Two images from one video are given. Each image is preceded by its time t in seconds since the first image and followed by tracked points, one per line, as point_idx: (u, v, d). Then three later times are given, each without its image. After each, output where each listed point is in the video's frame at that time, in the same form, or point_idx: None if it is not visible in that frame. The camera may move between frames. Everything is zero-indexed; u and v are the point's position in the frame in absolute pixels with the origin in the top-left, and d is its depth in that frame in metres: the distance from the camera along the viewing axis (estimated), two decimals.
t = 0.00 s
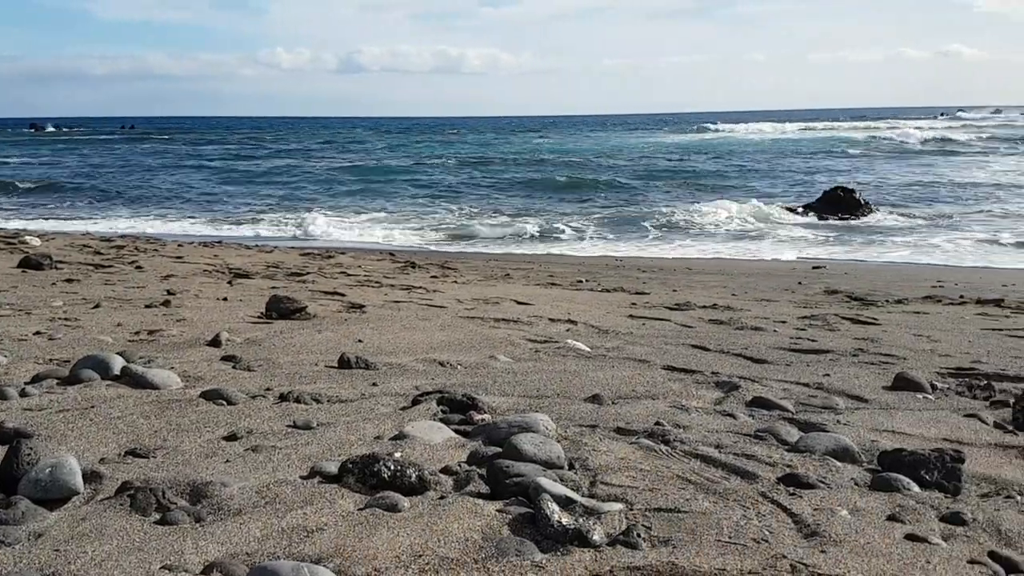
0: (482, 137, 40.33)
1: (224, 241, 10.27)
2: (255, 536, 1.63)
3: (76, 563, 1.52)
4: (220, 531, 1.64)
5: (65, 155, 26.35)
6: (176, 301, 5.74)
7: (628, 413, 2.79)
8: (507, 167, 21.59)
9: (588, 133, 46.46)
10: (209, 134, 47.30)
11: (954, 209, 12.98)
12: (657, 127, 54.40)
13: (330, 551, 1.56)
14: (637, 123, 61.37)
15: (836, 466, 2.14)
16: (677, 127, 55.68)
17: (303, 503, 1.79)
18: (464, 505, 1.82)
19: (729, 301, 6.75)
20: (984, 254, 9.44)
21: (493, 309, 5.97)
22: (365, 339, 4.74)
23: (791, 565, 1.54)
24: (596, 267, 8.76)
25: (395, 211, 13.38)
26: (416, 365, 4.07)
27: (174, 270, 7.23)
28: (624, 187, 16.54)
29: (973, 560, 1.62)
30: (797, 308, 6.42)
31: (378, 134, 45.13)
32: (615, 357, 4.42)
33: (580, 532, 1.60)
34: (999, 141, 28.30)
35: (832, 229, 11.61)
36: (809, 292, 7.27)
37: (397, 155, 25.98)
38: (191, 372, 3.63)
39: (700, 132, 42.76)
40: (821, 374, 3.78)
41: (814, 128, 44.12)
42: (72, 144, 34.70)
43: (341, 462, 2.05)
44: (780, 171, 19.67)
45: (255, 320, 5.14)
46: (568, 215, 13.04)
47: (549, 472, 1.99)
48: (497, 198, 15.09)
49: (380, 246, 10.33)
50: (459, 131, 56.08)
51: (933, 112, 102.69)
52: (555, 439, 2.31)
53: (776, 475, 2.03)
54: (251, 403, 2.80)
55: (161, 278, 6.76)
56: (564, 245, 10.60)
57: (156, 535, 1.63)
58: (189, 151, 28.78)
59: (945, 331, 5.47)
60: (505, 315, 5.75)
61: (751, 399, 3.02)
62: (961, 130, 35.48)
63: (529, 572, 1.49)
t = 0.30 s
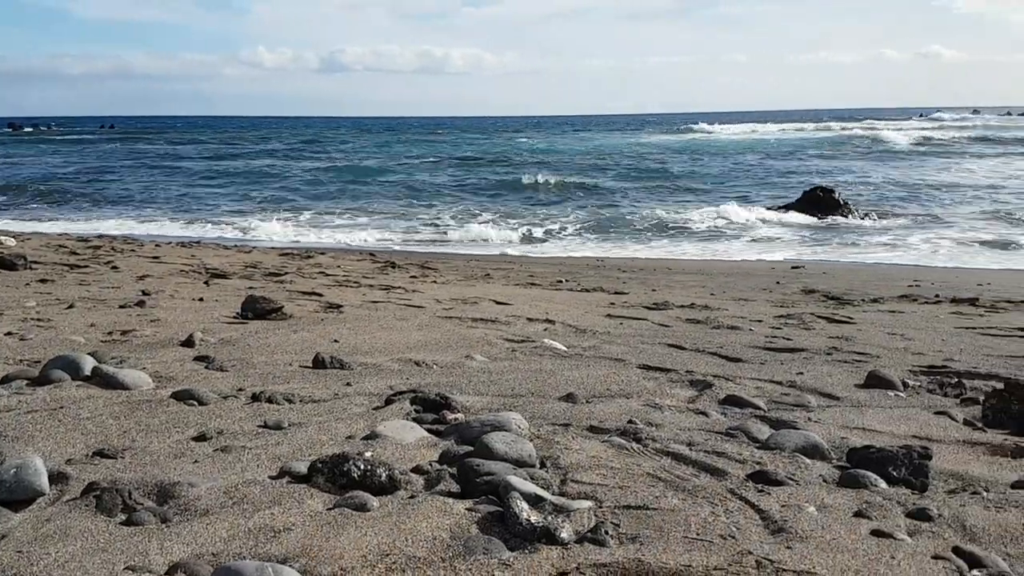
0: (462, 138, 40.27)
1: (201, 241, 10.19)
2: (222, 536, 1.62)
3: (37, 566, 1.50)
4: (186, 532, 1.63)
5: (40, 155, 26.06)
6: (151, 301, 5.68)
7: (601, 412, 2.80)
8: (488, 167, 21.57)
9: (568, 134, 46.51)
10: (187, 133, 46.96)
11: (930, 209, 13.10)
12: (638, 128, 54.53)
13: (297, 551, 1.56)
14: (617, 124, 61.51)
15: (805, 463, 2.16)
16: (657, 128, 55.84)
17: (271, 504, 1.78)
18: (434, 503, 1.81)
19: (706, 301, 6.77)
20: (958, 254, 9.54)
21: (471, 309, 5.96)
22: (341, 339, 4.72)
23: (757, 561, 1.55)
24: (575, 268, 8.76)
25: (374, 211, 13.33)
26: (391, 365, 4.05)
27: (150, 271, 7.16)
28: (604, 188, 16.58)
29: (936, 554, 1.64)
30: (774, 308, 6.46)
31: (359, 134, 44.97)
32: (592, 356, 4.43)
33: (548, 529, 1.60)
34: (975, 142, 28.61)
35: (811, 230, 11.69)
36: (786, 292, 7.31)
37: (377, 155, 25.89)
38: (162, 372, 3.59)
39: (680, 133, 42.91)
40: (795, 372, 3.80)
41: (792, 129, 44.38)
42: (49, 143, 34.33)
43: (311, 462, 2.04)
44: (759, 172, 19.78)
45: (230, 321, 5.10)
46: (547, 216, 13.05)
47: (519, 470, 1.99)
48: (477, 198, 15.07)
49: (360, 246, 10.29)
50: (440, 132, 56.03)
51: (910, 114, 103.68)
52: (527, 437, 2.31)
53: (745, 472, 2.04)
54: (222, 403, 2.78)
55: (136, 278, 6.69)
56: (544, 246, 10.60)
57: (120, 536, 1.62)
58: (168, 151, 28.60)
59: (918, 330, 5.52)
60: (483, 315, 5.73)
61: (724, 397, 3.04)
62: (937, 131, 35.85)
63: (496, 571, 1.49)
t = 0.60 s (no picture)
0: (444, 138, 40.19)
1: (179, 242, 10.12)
2: (187, 538, 1.60)
3: None
4: (152, 534, 1.62)
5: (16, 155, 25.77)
6: (126, 301, 5.63)
7: (576, 412, 2.80)
8: (469, 167, 21.55)
9: (550, 133, 46.53)
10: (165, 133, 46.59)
11: (908, 210, 13.20)
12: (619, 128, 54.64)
13: (262, 552, 1.55)
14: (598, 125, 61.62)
15: (776, 461, 2.17)
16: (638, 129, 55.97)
17: (239, 505, 1.77)
18: (404, 504, 1.81)
19: (685, 301, 6.79)
20: (935, 255, 9.62)
21: (450, 309, 5.95)
22: (317, 339, 4.69)
23: (723, 559, 1.56)
24: (556, 268, 8.77)
25: (354, 211, 13.29)
26: (367, 365, 4.03)
27: (126, 271, 7.09)
28: (585, 188, 16.61)
29: (903, 552, 1.65)
30: (752, 308, 6.48)
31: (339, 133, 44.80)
32: (569, 355, 4.43)
33: (516, 529, 1.60)
34: (953, 144, 28.88)
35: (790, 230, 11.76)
36: (764, 291, 7.34)
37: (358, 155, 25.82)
38: (135, 374, 3.56)
39: (660, 134, 43.02)
40: (769, 371, 3.82)
41: (772, 130, 44.61)
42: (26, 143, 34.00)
43: (281, 463, 2.03)
44: (739, 172, 19.88)
45: (206, 321, 5.06)
46: (527, 216, 13.05)
47: (491, 470, 1.99)
48: (458, 199, 15.05)
49: (340, 247, 10.25)
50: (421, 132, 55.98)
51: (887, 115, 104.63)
52: (500, 437, 2.30)
53: (715, 471, 2.05)
54: (194, 405, 2.76)
55: (112, 279, 6.63)
56: (525, 246, 10.60)
57: (84, 538, 1.60)
58: (147, 150, 28.38)
59: (894, 329, 5.56)
60: (462, 315, 5.72)
61: (698, 396, 3.05)
62: (914, 132, 36.16)
63: (463, 571, 1.49)
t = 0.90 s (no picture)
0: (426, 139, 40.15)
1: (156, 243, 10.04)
2: (154, 541, 1.59)
3: None
4: (118, 537, 1.61)
5: None
6: (101, 302, 5.59)
7: (551, 412, 2.80)
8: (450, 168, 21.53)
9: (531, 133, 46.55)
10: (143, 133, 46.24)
11: (886, 211, 13.34)
12: (601, 129, 54.75)
13: (229, 555, 1.54)
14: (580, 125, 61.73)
15: (747, 461, 2.18)
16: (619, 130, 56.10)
17: (208, 507, 1.76)
18: (374, 506, 1.80)
19: (664, 301, 6.82)
20: (911, 255, 9.71)
21: (428, 310, 5.94)
22: (294, 340, 4.67)
23: (692, 558, 1.57)
24: (538, 269, 8.79)
25: (334, 212, 13.25)
26: (344, 366, 4.02)
27: (103, 272, 7.04)
28: (566, 188, 16.64)
29: (870, 550, 1.67)
30: (730, 308, 6.51)
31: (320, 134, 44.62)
32: (546, 356, 4.44)
33: (485, 530, 1.60)
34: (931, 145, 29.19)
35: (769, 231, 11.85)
36: (743, 292, 7.38)
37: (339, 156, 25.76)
38: (106, 375, 3.53)
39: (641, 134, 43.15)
40: (744, 371, 3.84)
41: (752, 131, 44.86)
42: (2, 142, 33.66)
43: (251, 466, 2.01)
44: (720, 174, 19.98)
45: (182, 323, 5.03)
46: (508, 217, 13.07)
47: (462, 471, 1.99)
48: (439, 199, 15.04)
49: (320, 247, 10.22)
50: (403, 132, 55.89)
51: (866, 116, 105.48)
52: (473, 438, 2.30)
53: (686, 470, 2.06)
54: (165, 407, 2.73)
55: (88, 279, 6.57)
56: (505, 247, 10.62)
57: (49, 541, 1.58)
58: (125, 150, 28.17)
59: (870, 329, 5.61)
60: (441, 316, 5.72)
61: (672, 396, 3.06)
62: (893, 134, 36.51)
63: (431, 572, 1.49)
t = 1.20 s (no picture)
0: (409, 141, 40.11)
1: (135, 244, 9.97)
2: (123, 545, 1.58)
3: None
4: (87, 541, 1.59)
5: None
6: (78, 304, 5.54)
7: (528, 413, 2.80)
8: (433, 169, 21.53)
9: (514, 135, 46.58)
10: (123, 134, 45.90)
11: (866, 212, 13.46)
12: (584, 131, 54.86)
13: (198, 559, 1.53)
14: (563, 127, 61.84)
15: (722, 461, 2.19)
16: (602, 133, 56.21)
17: (179, 511, 1.75)
18: (348, 509, 1.79)
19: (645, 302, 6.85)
20: (890, 256, 9.80)
21: (410, 312, 5.93)
22: (273, 342, 4.65)
23: (663, 559, 1.57)
24: (520, 270, 8.80)
25: (316, 214, 13.22)
26: (322, 368, 4.00)
27: (82, 273, 6.99)
28: (548, 190, 16.67)
29: (840, 550, 1.68)
30: (710, 309, 6.55)
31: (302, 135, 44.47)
32: (525, 357, 4.44)
33: (458, 532, 1.60)
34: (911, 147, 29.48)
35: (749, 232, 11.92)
36: (724, 293, 7.42)
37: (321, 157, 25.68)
38: (81, 378, 3.50)
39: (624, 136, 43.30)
40: (722, 372, 3.86)
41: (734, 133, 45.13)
42: None
43: (224, 469, 2.00)
44: (702, 175, 20.10)
45: (160, 324, 5.00)
46: (490, 219, 13.09)
47: (437, 473, 1.98)
48: (421, 200, 15.04)
49: (301, 249, 10.19)
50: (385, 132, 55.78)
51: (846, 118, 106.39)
52: (448, 440, 2.30)
53: (661, 471, 2.07)
54: (139, 409, 2.71)
55: (67, 281, 6.52)
56: (487, 248, 10.63)
57: (17, 546, 1.57)
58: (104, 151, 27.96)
59: (848, 330, 5.66)
60: (422, 317, 5.71)
61: (650, 397, 3.07)
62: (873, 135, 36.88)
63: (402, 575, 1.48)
